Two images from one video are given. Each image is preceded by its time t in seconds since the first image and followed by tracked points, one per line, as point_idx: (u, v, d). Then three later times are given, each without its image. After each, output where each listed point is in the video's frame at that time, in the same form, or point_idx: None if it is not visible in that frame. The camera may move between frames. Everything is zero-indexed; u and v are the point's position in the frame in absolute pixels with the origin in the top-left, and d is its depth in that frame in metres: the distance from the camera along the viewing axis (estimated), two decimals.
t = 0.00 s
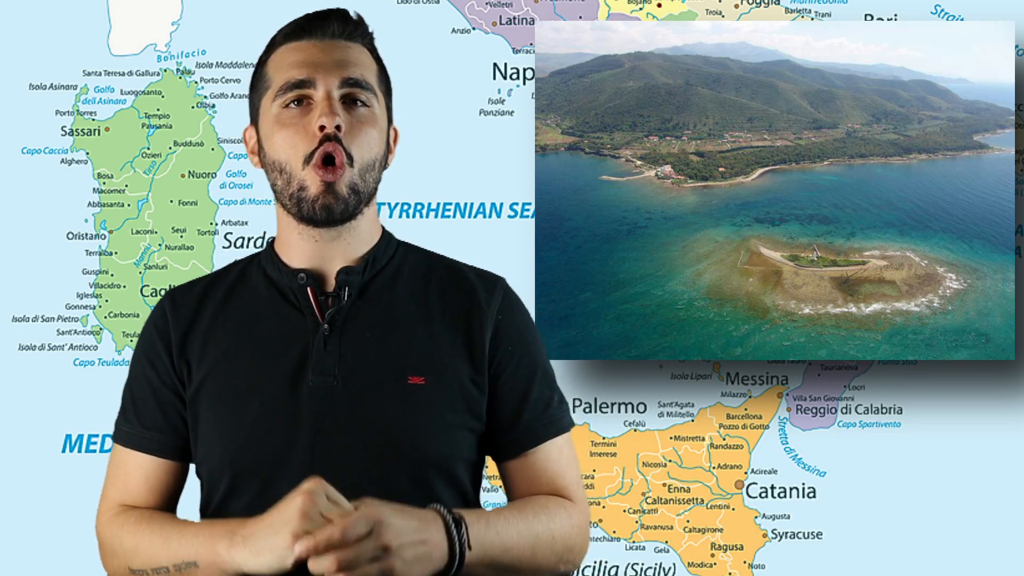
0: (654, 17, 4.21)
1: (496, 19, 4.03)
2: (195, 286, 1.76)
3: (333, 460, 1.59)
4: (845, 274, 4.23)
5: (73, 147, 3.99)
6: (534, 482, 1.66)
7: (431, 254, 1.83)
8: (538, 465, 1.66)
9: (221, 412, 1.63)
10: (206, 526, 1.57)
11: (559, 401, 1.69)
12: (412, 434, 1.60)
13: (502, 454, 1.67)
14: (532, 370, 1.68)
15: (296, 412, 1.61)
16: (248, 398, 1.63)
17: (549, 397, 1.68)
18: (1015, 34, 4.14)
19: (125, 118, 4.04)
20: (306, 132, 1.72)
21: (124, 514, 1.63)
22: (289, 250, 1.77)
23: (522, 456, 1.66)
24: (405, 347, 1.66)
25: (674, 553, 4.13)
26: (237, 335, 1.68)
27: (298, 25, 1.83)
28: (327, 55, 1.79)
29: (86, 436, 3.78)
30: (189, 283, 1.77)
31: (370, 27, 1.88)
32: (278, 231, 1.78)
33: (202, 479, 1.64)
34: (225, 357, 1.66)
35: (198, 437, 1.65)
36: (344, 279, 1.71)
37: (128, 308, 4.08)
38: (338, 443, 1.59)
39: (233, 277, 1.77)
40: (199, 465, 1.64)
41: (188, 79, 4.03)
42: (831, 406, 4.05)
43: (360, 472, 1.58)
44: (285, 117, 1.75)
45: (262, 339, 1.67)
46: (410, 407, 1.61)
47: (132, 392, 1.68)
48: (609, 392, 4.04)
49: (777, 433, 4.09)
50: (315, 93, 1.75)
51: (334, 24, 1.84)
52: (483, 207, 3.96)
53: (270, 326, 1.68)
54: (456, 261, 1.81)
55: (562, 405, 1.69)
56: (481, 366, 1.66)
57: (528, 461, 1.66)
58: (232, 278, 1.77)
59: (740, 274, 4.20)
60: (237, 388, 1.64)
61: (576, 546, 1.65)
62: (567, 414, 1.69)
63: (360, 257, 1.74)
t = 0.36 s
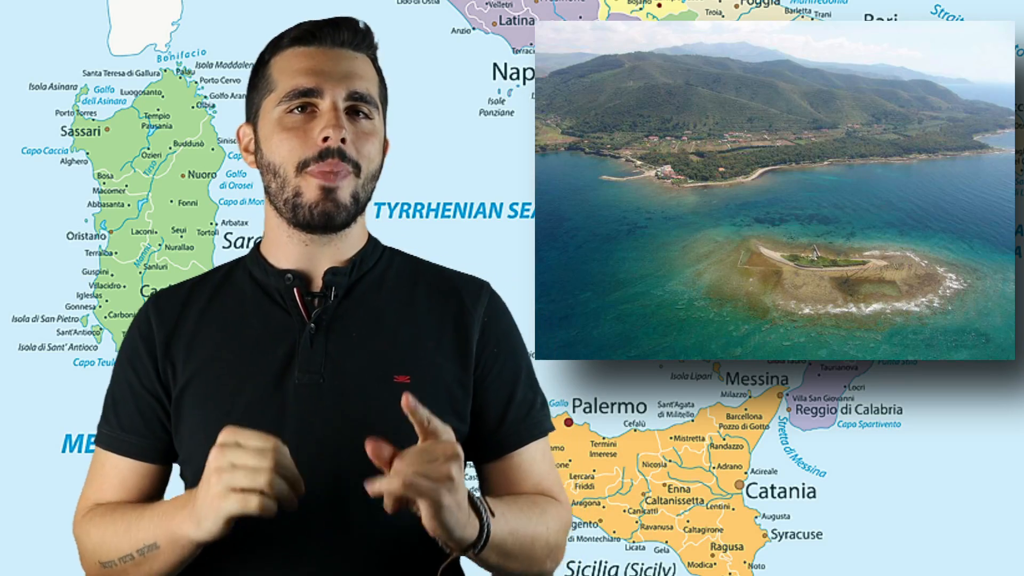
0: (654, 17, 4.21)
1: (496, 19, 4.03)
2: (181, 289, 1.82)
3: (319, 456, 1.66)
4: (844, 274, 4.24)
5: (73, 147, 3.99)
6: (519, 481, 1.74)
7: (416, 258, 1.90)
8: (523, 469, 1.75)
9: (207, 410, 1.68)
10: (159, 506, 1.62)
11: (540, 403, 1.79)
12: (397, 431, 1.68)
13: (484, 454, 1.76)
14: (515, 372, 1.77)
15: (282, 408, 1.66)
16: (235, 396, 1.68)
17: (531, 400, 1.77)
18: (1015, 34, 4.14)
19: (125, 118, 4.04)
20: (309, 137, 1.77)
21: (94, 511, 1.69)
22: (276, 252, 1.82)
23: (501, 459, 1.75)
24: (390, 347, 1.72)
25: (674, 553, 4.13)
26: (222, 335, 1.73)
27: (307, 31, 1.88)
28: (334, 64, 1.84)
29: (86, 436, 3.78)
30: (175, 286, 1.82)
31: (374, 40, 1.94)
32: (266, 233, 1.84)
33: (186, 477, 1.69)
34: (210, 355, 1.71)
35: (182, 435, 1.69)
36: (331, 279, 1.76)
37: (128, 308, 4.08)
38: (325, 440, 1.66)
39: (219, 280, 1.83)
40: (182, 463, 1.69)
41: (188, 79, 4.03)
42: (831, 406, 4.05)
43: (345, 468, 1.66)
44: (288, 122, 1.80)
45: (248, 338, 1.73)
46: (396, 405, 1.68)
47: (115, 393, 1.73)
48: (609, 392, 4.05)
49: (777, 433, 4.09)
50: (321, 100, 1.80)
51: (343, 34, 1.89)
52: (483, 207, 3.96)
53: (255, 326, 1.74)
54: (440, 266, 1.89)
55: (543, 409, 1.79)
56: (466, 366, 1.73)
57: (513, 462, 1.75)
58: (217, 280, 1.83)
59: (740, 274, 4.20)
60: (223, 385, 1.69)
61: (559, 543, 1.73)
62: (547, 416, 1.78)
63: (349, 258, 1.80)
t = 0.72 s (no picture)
0: (654, 17, 4.21)
1: (496, 19, 4.04)
2: (164, 287, 1.81)
3: (299, 458, 1.65)
4: (845, 274, 4.23)
5: (73, 147, 3.99)
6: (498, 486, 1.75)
7: (401, 260, 1.90)
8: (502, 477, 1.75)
9: (190, 411, 1.68)
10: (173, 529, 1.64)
11: (520, 409, 1.79)
12: (378, 434, 1.68)
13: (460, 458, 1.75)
14: (496, 376, 1.78)
15: (266, 410, 1.67)
16: (218, 397, 1.68)
17: (508, 405, 1.78)
18: (1015, 34, 4.14)
19: (124, 118, 4.04)
20: (304, 144, 1.79)
21: (79, 518, 1.71)
22: (262, 252, 1.83)
23: (485, 459, 1.75)
24: (375, 350, 1.73)
25: (674, 554, 4.13)
26: (206, 335, 1.73)
27: (312, 34, 1.88)
28: (335, 72, 1.85)
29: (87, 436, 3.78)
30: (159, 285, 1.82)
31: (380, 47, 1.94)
32: (252, 233, 1.85)
33: (167, 477, 1.70)
34: (193, 356, 1.72)
35: (165, 436, 1.70)
36: (318, 282, 1.77)
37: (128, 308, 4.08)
38: (307, 442, 1.65)
39: (203, 279, 1.82)
40: (164, 463, 1.70)
41: (188, 79, 4.03)
42: (831, 406, 4.05)
43: (326, 470, 1.65)
44: (284, 127, 1.82)
45: (232, 339, 1.73)
46: (379, 408, 1.69)
47: (96, 393, 1.73)
48: (609, 392, 4.05)
49: (777, 433, 4.09)
50: (320, 108, 1.81)
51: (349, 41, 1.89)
52: (483, 207, 3.96)
53: (239, 326, 1.74)
54: (426, 269, 1.89)
55: (520, 415, 1.79)
56: (449, 370, 1.75)
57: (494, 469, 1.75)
58: (201, 279, 1.82)
59: (740, 274, 4.20)
60: (207, 386, 1.69)
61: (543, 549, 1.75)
62: (526, 422, 1.79)
63: (336, 261, 1.81)
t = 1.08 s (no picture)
0: (654, 17, 4.21)
1: (496, 19, 4.03)
2: (167, 288, 1.82)
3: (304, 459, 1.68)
4: (845, 274, 4.24)
5: (73, 147, 3.99)
6: (505, 482, 1.73)
7: (404, 262, 1.92)
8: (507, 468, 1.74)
9: (194, 413, 1.69)
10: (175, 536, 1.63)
11: (523, 406, 1.80)
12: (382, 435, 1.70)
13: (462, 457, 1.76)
14: (499, 375, 1.78)
15: (271, 412, 1.69)
16: (223, 399, 1.70)
17: (511, 403, 1.78)
18: (1015, 34, 4.15)
19: (124, 118, 4.04)
20: (316, 148, 1.78)
21: (83, 519, 1.69)
22: (266, 252, 1.83)
23: (490, 456, 1.74)
24: (378, 352, 1.76)
25: (674, 553, 4.13)
26: (210, 337, 1.75)
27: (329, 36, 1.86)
28: (350, 75, 1.83)
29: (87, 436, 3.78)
30: (162, 286, 1.83)
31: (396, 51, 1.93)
32: (257, 233, 1.85)
33: (170, 479, 1.70)
34: (197, 358, 1.73)
35: (168, 438, 1.71)
36: (322, 284, 1.79)
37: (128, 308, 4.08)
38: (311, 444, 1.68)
39: (206, 280, 1.83)
40: (167, 465, 1.70)
41: (188, 79, 4.03)
42: (831, 406, 4.05)
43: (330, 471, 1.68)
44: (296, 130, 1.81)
45: (236, 342, 1.75)
46: (382, 409, 1.72)
47: (98, 395, 1.73)
48: (609, 392, 4.05)
49: (777, 433, 4.09)
50: (333, 113, 1.80)
51: (366, 45, 1.87)
52: (483, 207, 3.96)
53: (243, 329, 1.76)
54: (428, 270, 1.91)
55: (525, 413, 1.80)
56: (450, 370, 1.76)
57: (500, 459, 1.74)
58: (204, 279, 1.84)
59: (740, 274, 4.20)
60: (211, 388, 1.70)
61: (543, 547, 1.70)
62: (530, 420, 1.79)
63: (340, 264, 1.82)
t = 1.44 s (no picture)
0: (654, 17, 4.21)
1: (496, 19, 4.03)
2: (179, 288, 1.80)
3: (318, 459, 1.64)
4: (845, 274, 4.23)
5: (73, 147, 3.99)
6: (520, 481, 1.74)
7: (416, 259, 1.90)
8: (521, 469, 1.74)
9: (208, 413, 1.67)
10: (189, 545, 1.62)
11: (540, 404, 1.78)
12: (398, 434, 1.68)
13: (480, 456, 1.75)
14: (515, 374, 1.77)
15: (285, 412, 1.66)
16: (236, 399, 1.68)
17: (529, 401, 1.77)
18: (1015, 34, 4.14)
19: (125, 118, 4.04)
20: (320, 144, 1.77)
21: (99, 522, 1.69)
22: (276, 251, 1.82)
23: (504, 456, 1.74)
24: (392, 350, 1.72)
25: (674, 554, 4.13)
26: (221, 337, 1.73)
27: (329, 31, 1.87)
28: (353, 70, 1.83)
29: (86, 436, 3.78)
30: (174, 286, 1.81)
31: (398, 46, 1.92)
32: (267, 231, 1.84)
33: (185, 480, 1.69)
34: (210, 358, 1.71)
35: (182, 439, 1.69)
36: (334, 282, 1.76)
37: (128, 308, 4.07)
38: (326, 443, 1.65)
39: (217, 279, 1.81)
40: (181, 465, 1.68)
41: (188, 79, 4.03)
42: (831, 406, 4.05)
43: (347, 471, 1.65)
44: (301, 126, 1.80)
45: (248, 341, 1.72)
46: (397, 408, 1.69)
47: (113, 396, 1.72)
48: (609, 392, 4.05)
49: (777, 433, 4.09)
50: (336, 107, 1.80)
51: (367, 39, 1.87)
52: (483, 207, 3.96)
53: (255, 328, 1.73)
54: (440, 266, 1.89)
55: (542, 410, 1.78)
56: (465, 368, 1.74)
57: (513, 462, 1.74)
58: (215, 279, 1.82)
59: (740, 274, 4.20)
60: (224, 388, 1.68)
61: (559, 544, 1.72)
62: (546, 416, 1.78)
63: (351, 260, 1.80)
